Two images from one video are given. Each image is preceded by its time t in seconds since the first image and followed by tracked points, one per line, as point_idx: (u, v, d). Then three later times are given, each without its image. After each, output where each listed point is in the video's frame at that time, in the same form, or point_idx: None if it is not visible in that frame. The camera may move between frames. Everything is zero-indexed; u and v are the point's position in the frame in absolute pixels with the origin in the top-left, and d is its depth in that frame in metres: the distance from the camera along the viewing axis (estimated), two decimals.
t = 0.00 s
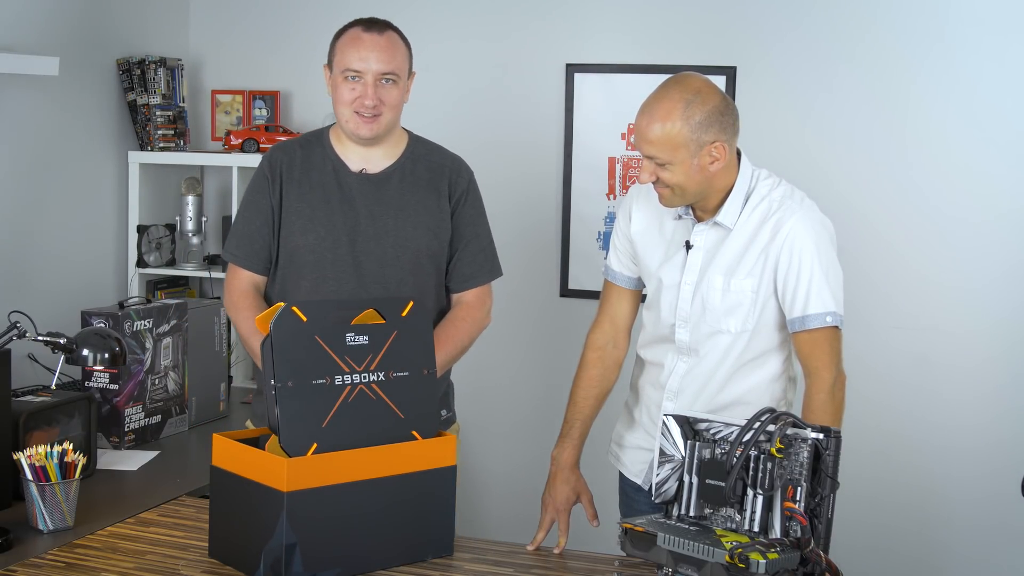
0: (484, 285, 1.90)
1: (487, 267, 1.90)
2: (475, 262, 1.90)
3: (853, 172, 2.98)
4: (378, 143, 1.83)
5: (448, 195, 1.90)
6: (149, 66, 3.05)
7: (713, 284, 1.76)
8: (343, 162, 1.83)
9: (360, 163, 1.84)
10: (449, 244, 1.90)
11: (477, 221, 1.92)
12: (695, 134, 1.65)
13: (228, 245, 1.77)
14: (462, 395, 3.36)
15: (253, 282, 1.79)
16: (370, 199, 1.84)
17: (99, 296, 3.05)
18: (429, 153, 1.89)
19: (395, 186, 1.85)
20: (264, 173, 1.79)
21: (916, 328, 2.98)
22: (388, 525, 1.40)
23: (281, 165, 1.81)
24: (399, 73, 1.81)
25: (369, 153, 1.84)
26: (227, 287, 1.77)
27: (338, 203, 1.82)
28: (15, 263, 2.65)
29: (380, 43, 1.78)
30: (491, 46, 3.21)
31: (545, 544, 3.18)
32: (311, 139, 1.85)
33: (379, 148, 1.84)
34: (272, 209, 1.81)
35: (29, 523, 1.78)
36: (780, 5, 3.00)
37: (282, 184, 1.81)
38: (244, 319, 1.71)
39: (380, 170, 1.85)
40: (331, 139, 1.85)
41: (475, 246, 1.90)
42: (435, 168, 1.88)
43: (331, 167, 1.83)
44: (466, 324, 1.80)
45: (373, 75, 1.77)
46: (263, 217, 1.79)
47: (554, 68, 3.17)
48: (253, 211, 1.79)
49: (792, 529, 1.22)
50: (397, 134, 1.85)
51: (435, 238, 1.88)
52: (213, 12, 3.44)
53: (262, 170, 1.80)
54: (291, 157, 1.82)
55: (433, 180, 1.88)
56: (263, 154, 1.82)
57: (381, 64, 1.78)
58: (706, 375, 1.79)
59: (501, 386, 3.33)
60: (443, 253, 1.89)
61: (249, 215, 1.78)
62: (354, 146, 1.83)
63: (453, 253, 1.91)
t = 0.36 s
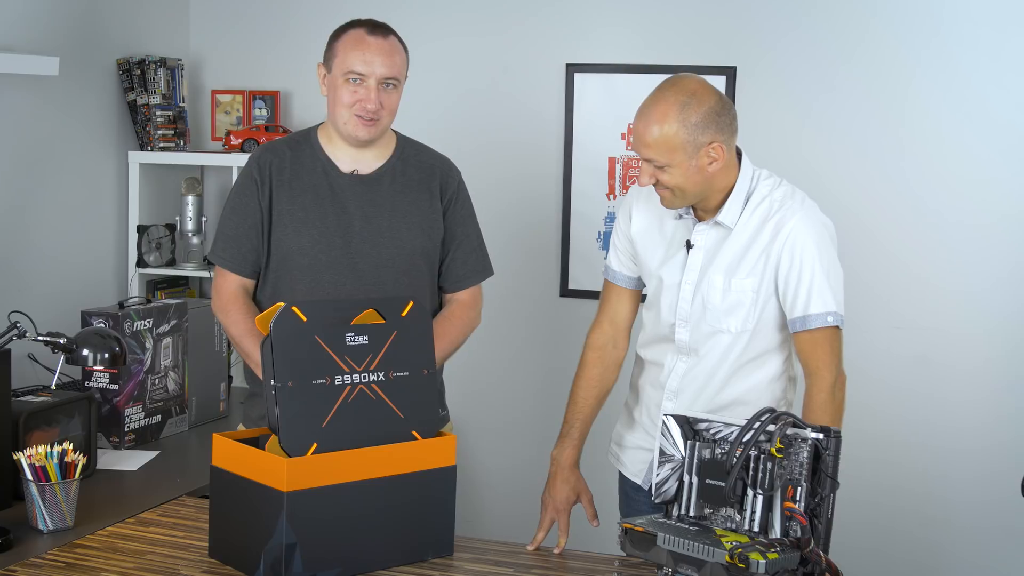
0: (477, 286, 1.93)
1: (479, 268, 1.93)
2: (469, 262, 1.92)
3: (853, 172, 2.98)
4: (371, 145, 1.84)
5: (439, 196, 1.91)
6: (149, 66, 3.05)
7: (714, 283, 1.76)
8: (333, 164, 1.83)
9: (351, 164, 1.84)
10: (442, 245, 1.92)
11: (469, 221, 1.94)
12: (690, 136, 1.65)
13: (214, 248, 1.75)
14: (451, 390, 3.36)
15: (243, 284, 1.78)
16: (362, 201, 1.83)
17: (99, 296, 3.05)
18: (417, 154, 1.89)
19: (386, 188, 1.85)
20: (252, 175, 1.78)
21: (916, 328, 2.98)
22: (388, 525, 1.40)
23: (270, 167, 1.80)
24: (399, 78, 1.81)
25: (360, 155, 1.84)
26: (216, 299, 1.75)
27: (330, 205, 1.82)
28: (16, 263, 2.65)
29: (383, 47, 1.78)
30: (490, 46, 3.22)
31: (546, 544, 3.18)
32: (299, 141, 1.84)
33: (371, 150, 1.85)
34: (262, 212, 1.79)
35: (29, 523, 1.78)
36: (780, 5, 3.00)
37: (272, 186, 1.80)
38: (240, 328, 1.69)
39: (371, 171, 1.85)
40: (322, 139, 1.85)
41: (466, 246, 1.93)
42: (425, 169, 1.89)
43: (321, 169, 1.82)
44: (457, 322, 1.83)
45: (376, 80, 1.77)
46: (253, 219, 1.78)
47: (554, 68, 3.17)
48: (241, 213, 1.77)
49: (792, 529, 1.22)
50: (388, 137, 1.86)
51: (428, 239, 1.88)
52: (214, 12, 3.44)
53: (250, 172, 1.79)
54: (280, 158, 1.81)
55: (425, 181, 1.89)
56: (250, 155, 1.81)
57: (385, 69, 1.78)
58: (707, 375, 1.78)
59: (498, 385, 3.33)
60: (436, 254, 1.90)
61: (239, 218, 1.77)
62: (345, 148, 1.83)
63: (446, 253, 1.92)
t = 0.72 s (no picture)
0: (466, 283, 1.95)
1: (468, 267, 1.95)
2: (461, 260, 1.94)
3: (853, 172, 2.98)
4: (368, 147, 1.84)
5: (434, 196, 1.91)
6: (149, 66, 3.05)
7: (714, 283, 1.76)
8: (331, 164, 1.83)
9: (346, 164, 1.84)
10: (437, 244, 1.93)
11: (459, 219, 1.96)
12: (689, 135, 1.65)
13: (210, 246, 1.74)
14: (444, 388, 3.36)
15: (240, 282, 1.77)
16: (359, 201, 1.83)
17: (99, 296, 3.05)
18: (411, 153, 1.89)
19: (382, 188, 1.85)
20: (248, 173, 1.77)
21: (916, 328, 2.98)
22: (389, 524, 1.40)
23: (267, 166, 1.79)
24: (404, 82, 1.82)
25: (356, 155, 1.84)
26: (211, 296, 1.74)
27: (326, 205, 1.81)
28: (16, 263, 2.65)
29: (392, 50, 1.79)
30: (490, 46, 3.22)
31: (546, 544, 3.18)
32: (295, 137, 1.83)
33: (367, 152, 1.84)
34: (259, 211, 1.79)
35: (29, 524, 1.78)
36: (780, 4, 3.00)
37: (269, 185, 1.79)
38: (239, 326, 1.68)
39: (367, 170, 1.85)
40: (318, 138, 1.84)
41: (458, 244, 1.94)
42: (419, 168, 1.89)
43: (319, 169, 1.82)
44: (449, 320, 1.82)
45: (385, 83, 1.77)
46: (250, 218, 1.77)
47: (554, 68, 3.17)
48: (239, 212, 1.76)
49: (792, 529, 1.22)
50: (385, 139, 1.86)
51: (425, 240, 1.89)
52: (214, 12, 3.44)
53: (248, 171, 1.78)
54: (275, 157, 1.80)
55: (421, 182, 1.89)
56: (245, 153, 1.80)
57: (393, 72, 1.78)
58: (706, 375, 1.78)
59: (495, 384, 3.33)
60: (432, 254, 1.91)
61: (236, 217, 1.76)
62: (342, 147, 1.83)
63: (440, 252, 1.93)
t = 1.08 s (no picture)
0: (464, 281, 1.94)
1: (464, 264, 1.94)
2: (456, 257, 1.93)
3: (853, 172, 2.98)
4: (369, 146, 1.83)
5: (432, 196, 1.91)
6: (149, 67, 3.05)
7: (714, 283, 1.76)
8: (331, 164, 1.82)
9: (348, 165, 1.83)
10: (434, 244, 1.92)
11: (455, 217, 1.95)
12: (690, 133, 1.65)
13: (209, 247, 1.74)
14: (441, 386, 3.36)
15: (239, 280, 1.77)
16: (358, 203, 1.83)
17: (99, 296, 3.05)
18: (411, 152, 1.89)
19: (381, 190, 1.85)
20: (251, 171, 1.77)
21: (916, 328, 2.98)
22: (389, 524, 1.40)
23: (269, 163, 1.79)
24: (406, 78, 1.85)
25: (357, 156, 1.83)
26: (210, 292, 1.74)
27: (326, 206, 1.81)
28: (16, 263, 2.65)
29: (395, 46, 1.82)
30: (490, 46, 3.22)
31: (545, 544, 3.18)
32: (295, 136, 1.83)
33: (369, 152, 1.84)
34: (258, 211, 1.78)
35: (29, 524, 1.78)
36: (780, 4, 3.00)
37: (268, 185, 1.79)
38: (241, 322, 1.69)
39: (366, 172, 1.85)
40: (320, 138, 1.83)
41: (454, 242, 1.94)
42: (417, 169, 1.89)
43: (318, 169, 1.81)
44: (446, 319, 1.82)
45: (391, 76, 1.80)
46: (250, 217, 1.77)
47: (554, 68, 3.17)
48: (238, 213, 1.76)
49: (792, 529, 1.22)
50: (386, 140, 1.86)
51: (422, 241, 1.89)
52: (214, 12, 3.44)
53: (247, 170, 1.78)
54: (278, 154, 1.80)
55: (419, 183, 1.89)
56: (247, 149, 1.79)
57: (397, 66, 1.81)
58: (706, 375, 1.78)
59: (494, 384, 3.33)
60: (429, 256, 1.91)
61: (235, 217, 1.76)
62: (344, 146, 1.82)
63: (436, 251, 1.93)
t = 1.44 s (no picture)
0: (462, 293, 1.95)
1: (464, 274, 1.95)
2: (454, 267, 1.94)
3: (854, 171, 2.98)
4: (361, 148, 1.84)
5: (426, 200, 1.91)
6: (149, 66, 3.05)
7: (713, 283, 1.76)
8: (324, 166, 1.83)
9: (340, 166, 1.84)
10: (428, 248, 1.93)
11: (453, 224, 1.95)
12: (682, 126, 1.68)
13: (204, 247, 1.74)
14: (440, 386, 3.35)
15: (236, 283, 1.77)
16: (351, 205, 1.83)
17: (99, 296, 3.05)
18: (404, 160, 1.89)
19: (374, 194, 1.85)
20: (244, 173, 1.77)
21: (916, 327, 2.98)
22: (389, 524, 1.40)
23: (261, 166, 1.79)
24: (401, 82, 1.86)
25: (349, 157, 1.84)
26: (207, 296, 1.74)
27: (319, 208, 1.81)
28: (15, 263, 2.65)
29: (390, 49, 1.82)
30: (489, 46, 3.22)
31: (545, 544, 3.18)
32: (288, 138, 1.84)
33: (361, 154, 1.84)
34: (252, 211, 1.79)
35: (29, 524, 1.78)
36: (780, 4, 3.00)
37: (262, 186, 1.79)
38: (238, 331, 1.69)
39: (360, 176, 1.85)
40: (312, 139, 1.84)
41: (452, 252, 1.94)
42: (412, 174, 1.89)
43: (311, 170, 1.82)
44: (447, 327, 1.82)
45: (385, 80, 1.81)
46: (242, 219, 1.77)
47: (554, 68, 3.17)
48: (232, 213, 1.76)
49: (792, 529, 1.22)
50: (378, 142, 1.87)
51: (416, 243, 1.89)
52: (214, 13, 3.44)
53: (241, 171, 1.78)
54: (270, 157, 1.80)
55: (413, 186, 1.89)
56: (239, 152, 1.79)
57: (391, 70, 1.82)
58: (704, 375, 1.78)
59: (493, 383, 3.33)
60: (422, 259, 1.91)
61: (230, 218, 1.76)
62: (336, 148, 1.83)
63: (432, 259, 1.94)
